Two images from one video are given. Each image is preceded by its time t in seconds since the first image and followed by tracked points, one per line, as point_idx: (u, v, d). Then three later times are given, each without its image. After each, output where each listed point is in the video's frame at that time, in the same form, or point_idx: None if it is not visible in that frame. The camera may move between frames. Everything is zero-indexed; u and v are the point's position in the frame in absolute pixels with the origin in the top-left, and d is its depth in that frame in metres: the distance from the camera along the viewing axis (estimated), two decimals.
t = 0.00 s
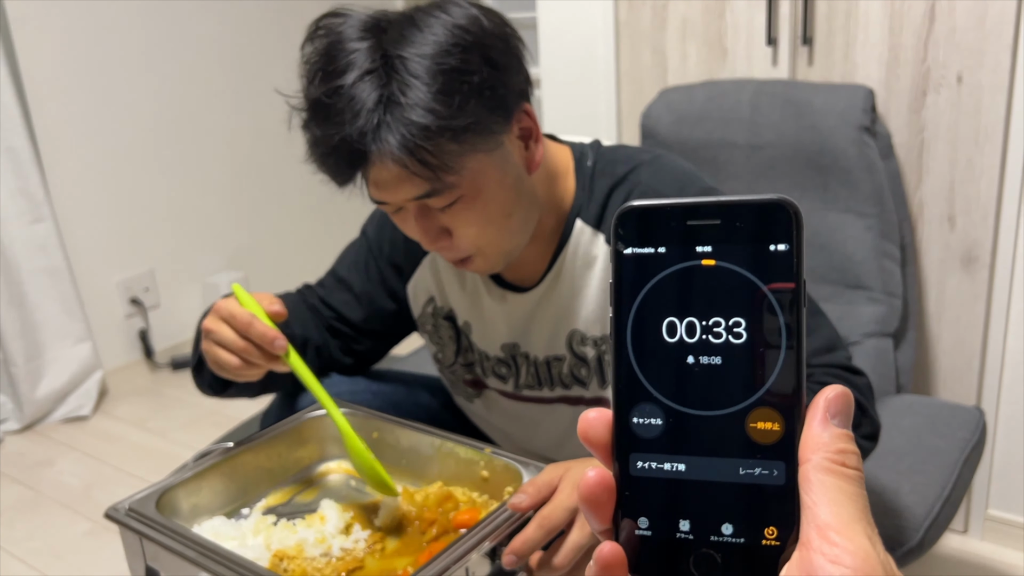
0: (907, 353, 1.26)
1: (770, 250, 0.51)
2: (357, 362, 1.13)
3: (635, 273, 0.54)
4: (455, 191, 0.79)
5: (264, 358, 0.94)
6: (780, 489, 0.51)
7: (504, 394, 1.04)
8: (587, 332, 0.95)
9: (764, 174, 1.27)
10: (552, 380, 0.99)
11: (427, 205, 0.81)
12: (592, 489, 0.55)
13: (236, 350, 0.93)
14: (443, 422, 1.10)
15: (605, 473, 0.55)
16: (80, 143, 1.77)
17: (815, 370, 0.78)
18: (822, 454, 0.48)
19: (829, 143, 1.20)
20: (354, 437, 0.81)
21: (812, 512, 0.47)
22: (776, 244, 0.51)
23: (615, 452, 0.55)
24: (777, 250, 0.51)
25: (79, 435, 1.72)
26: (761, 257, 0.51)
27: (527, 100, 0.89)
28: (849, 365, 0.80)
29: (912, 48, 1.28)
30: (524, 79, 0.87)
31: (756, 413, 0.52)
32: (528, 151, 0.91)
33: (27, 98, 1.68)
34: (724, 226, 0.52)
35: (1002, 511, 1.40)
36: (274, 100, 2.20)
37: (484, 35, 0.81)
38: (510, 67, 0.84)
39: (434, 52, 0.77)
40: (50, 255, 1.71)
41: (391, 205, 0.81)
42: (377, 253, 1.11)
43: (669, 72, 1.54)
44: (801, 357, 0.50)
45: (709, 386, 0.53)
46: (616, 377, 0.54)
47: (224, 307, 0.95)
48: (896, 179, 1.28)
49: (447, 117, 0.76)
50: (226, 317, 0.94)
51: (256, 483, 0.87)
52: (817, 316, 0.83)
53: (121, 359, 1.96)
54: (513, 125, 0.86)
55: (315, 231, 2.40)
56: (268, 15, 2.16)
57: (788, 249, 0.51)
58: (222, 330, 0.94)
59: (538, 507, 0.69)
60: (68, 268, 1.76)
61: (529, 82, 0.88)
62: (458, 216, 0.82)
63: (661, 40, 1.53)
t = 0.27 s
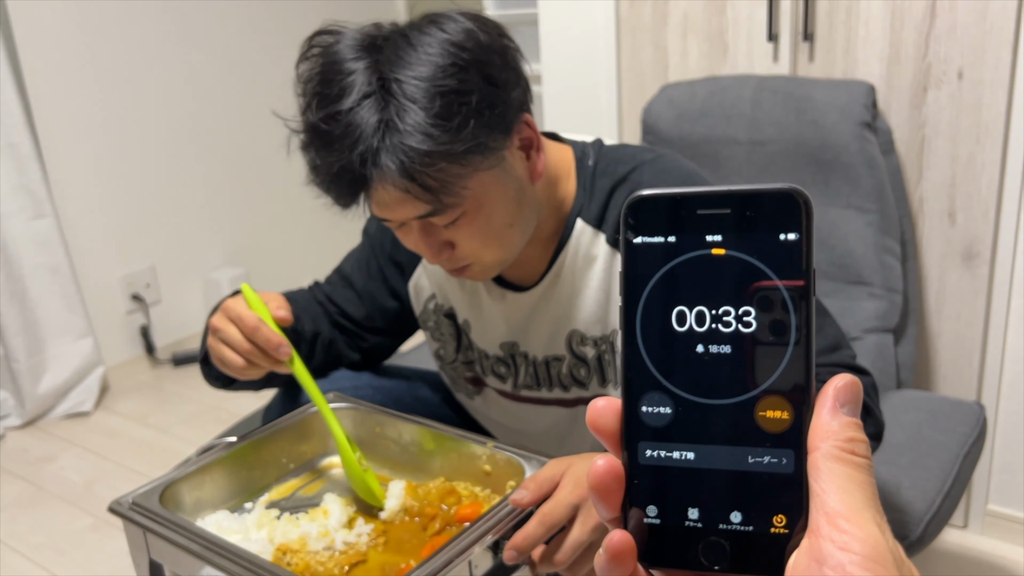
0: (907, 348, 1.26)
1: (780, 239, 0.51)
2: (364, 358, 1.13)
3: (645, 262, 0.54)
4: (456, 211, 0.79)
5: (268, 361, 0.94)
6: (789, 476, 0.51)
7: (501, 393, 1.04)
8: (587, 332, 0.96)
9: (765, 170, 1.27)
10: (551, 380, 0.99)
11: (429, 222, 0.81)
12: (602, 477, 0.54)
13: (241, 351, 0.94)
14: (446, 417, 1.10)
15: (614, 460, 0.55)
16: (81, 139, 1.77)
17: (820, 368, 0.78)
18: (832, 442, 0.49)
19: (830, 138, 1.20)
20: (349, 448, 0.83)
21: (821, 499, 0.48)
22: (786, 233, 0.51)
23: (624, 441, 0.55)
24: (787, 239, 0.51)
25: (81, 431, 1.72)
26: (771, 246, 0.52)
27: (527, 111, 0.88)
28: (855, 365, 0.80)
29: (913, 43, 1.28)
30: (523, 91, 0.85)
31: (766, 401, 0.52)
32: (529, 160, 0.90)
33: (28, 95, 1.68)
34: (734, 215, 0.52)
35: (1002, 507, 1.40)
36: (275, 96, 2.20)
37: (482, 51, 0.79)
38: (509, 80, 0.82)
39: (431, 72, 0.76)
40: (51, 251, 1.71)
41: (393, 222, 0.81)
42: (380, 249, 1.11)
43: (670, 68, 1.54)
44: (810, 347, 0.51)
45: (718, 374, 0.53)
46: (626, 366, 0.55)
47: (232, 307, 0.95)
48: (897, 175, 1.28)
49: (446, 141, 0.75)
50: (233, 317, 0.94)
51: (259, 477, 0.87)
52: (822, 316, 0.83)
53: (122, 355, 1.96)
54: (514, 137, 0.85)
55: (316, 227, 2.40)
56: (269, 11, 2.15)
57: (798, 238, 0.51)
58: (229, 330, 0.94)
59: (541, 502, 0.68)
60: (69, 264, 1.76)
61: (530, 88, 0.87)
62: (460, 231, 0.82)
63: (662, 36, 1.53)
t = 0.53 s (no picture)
0: (907, 346, 1.26)
1: (776, 234, 0.51)
2: (365, 355, 1.13)
3: (641, 257, 0.54)
4: (450, 220, 0.79)
5: (295, 370, 0.95)
6: (785, 472, 0.51)
7: (500, 390, 1.04)
8: (585, 330, 0.96)
9: (765, 166, 1.27)
10: (549, 378, 0.99)
11: (424, 231, 0.81)
12: (598, 473, 0.54)
13: (267, 362, 0.95)
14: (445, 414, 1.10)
15: (610, 456, 0.54)
16: (79, 136, 1.77)
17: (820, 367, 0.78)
18: (828, 438, 0.48)
19: (830, 135, 1.20)
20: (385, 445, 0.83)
21: (817, 494, 0.48)
22: (782, 228, 0.51)
23: (620, 437, 0.55)
24: (784, 234, 0.51)
25: (80, 428, 1.72)
26: (768, 241, 0.51)
27: (519, 115, 0.87)
28: (853, 363, 0.80)
29: (913, 40, 1.28)
30: (514, 96, 0.85)
31: (763, 397, 0.52)
32: (525, 164, 0.89)
33: (27, 91, 1.67)
34: (731, 210, 0.52)
35: (1001, 504, 1.40)
36: (274, 93, 2.20)
37: (470, 60, 0.78)
38: (497, 88, 0.81)
39: (419, 85, 0.75)
40: (50, 248, 1.71)
41: (389, 233, 0.81)
42: (378, 246, 1.11)
43: (669, 64, 1.54)
44: (806, 343, 0.50)
45: (714, 370, 0.53)
46: (622, 361, 0.54)
47: (255, 320, 0.96)
48: (897, 172, 1.28)
49: (436, 155, 0.74)
50: (256, 330, 0.95)
51: (257, 474, 0.87)
52: (821, 311, 0.83)
53: (122, 352, 1.96)
54: (506, 143, 0.84)
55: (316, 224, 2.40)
56: (267, 8, 2.15)
57: (794, 233, 0.51)
58: (253, 343, 0.95)
59: (537, 499, 0.68)
60: (68, 261, 1.76)
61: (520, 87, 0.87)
62: (456, 239, 0.82)
63: (662, 32, 1.52)
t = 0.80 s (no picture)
0: (910, 343, 1.26)
1: (784, 229, 0.51)
2: (369, 353, 1.13)
3: (647, 252, 0.54)
4: (454, 217, 0.79)
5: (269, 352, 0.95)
6: (793, 468, 0.51)
7: (503, 389, 1.04)
8: (589, 327, 0.95)
9: (767, 164, 1.27)
10: (553, 375, 0.99)
11: (429, 229, 0.81)
12: (604, 471, 0.54)
13: (241, 343, 0.94)
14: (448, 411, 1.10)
15: (616, 453, 0.54)
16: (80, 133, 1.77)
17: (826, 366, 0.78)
18: (837, 433, 0.48)
19: (833, 132, 1.20)
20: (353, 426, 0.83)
21: (825, 490, 0.48)
22: (790, 223, 0.51)
23: (626, 433, 0.55)
24: (792, 228, 0.51)
25: (81, 425, 1.72)
26: (775, 236, 0.51)
27: (523, 113, 0.86)
28: (858, 361, 0.80)
29: (917, 36, 1.27)
30: (518, 94, 0.84)
31: (771, 392, 0.52)
32: (529, 161, 0.89)
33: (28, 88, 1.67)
34: (738, 205, 0.52)
35: (1003, 501, 1.40)
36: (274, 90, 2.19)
37: (475, 57, 0.78)
38: (502, 86, 0.81)
39: (424, 82, 0.75)
40: (52, 246, 1.71)
41: (394, 230, 0.81)
42: (381, 243, 1.11)
43: (672, 62, 1.53)
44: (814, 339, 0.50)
45: (721, 365, 0.53)
46: (628, 357, 0.54)
47: (226, 298, 0.94)
48: (900, 169, 1.27)
49: (441, 151, 0.74)
50: (229, 310, 0.94)
51: (260, 471, 0.87)
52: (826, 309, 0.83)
53: (123, 349, 1.96)
54: (511, 140, 0.84)
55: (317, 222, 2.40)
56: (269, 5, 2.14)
57: (802, 228, 0.50)
58: (224, 323, 0.95)
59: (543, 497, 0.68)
60: (69, 258, 1.76)
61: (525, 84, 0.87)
62: (460, 236, 0.82)
63: (664, 29, 1.52)
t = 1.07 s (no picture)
0: (911, 342, 1.26)
1: (781, 229, 0.51)
2: (371, 351, 1.13)
3: (645, 251, 0.54)
4: (453, 213, 0.79)
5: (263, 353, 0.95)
6: (791, 467, 0.51)
7: (503, 387, 1.04)
8: (589, 326, 0.95)
9: (769, 162, 1.26)
10: (553, 373, 0.99)
11: (428, 225, 0.80)
12: (602, 471, 0.53)
13: (236, 342, 0.94)
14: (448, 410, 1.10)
15: (614, 454, 0.54)
16: (81, 131, 1.77)
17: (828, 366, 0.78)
18: (835, 433, 0.48)
19: (834, 130, 1.20)
20: (349, 425, 0.84)
21: (823, 490, 0.47)
22: (787, 223, 0.51)
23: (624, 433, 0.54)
24: (790, 228, 0.51)
25: (82, 424, 1.72)
26: (773, 235, 0.51)
27: (523, 110, 0.86)
28: (859, 360, 0.81)
29: (918, 35, 1.27)
30: (518, 91, 0.84)
31: (769, 392, 0.52)
32: (529, 159, 0.88)
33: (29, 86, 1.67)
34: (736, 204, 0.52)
35: (1004, 500, 1.40)
36: (275, 89, 2.19)
37: (475, 53, 0.78)
38: (502, 82, 0.81)
39: (424, 77, 0.75)
40: (52, 244, 1.71)
41: (393, 225, 0.81)
42: (382, 242, 1.10)
43: (673, 60, 1.53)
44: (812, 338, 0.50)
45: (719, 365, 0.53)
46: (626, 357, 0.54)
47: (223, 296, 0.94)
48: (902, 169, 1.27)
49: (440, 146, 0.74)
50: (225, 309, 0.94)
51: (260, 470, 0.87)
52: (827, 308, 0.83)
53: (124, 348, 1.96)
54: (511, 137, 0.84)
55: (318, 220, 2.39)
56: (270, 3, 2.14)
57: (799, 227, 0.50)
58: (221, 323, 0.94)
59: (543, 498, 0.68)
60: (70, 257, 1.75)
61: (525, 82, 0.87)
62: (459, 233, 0.82)
63: (666, 28, 1.52)
